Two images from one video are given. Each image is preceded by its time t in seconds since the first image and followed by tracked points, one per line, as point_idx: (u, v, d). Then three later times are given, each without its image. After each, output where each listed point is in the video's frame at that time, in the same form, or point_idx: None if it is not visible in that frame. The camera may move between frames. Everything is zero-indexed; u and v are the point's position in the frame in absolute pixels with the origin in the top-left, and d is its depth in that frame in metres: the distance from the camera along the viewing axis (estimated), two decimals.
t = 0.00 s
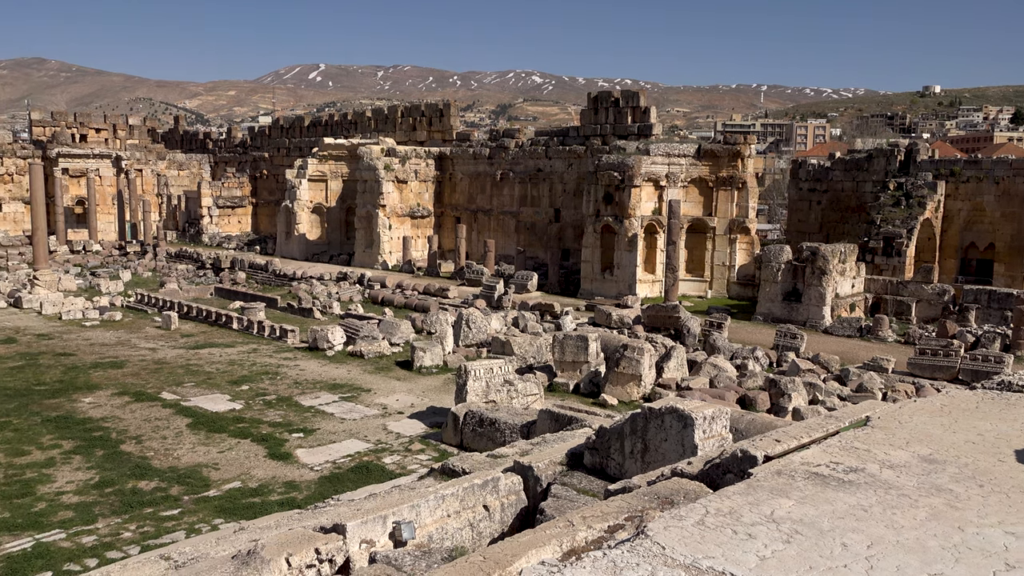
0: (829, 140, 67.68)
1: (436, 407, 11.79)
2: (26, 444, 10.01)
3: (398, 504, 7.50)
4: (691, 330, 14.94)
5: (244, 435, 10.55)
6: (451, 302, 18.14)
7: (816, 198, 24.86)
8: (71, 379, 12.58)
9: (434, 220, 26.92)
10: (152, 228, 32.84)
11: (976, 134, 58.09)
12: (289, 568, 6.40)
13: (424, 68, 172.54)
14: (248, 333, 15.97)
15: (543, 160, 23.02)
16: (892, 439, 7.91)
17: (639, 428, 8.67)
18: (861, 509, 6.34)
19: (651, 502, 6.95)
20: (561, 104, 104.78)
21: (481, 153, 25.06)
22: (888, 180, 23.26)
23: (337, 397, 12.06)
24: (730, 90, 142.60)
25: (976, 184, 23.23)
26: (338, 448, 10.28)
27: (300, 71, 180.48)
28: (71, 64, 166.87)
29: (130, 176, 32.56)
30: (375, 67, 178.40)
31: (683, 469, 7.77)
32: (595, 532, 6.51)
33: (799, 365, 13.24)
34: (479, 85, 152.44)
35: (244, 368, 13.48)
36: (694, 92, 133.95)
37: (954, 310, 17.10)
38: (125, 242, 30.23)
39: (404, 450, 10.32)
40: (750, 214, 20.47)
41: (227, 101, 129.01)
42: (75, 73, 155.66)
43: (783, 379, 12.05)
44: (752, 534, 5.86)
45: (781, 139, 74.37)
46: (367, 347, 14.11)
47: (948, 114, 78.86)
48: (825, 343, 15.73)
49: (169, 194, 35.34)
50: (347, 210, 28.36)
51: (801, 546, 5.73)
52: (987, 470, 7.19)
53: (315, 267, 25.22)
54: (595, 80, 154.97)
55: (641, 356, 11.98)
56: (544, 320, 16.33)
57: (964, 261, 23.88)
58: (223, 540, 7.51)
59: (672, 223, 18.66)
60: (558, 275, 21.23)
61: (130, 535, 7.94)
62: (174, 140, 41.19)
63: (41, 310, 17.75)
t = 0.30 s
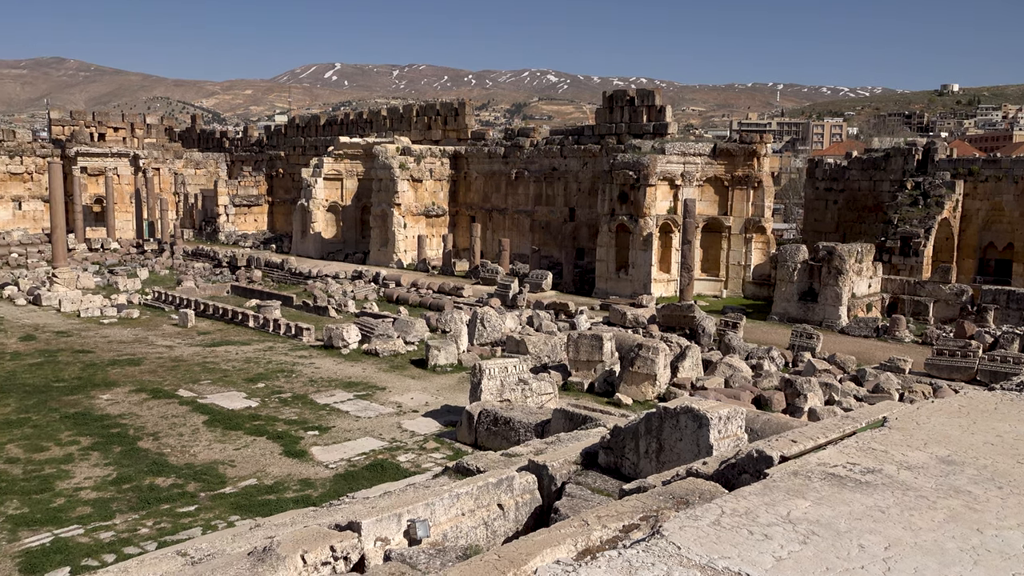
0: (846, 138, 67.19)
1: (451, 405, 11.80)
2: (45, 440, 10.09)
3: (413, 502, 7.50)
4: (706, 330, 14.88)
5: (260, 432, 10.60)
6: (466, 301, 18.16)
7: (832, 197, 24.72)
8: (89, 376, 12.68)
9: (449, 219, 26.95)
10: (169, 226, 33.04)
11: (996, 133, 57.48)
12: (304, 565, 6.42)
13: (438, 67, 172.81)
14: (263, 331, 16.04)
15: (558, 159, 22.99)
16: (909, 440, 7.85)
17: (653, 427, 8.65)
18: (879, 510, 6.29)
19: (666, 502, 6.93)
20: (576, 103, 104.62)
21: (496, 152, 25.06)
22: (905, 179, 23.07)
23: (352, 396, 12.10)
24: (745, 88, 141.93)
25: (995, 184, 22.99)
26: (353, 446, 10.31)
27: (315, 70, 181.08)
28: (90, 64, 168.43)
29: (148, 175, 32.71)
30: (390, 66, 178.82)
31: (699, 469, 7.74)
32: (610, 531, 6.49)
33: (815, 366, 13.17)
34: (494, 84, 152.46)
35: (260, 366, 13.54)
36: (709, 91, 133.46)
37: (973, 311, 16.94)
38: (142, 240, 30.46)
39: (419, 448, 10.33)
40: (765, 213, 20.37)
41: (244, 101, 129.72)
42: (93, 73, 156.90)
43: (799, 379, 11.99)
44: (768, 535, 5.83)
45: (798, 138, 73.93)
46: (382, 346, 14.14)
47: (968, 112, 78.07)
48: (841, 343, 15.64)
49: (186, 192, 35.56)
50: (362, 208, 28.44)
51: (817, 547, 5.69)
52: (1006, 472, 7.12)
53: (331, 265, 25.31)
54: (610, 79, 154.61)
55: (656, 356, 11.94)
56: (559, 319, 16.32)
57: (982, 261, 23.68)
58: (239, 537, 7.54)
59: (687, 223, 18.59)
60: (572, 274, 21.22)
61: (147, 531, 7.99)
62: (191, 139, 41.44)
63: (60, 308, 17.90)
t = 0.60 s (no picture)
0: (865, 137, 66.65)
1: (467, 404, 11.81)
2: (66, 436, 10.19)
3: (430, 500, 7.51)
4: (723, 330, 14.82)
5: (278, 430, 10.65)
6: (482, 300, 18.18)
7: (851, 196, 24.55)
8: (109, 373, 12.79)
9: (466, 218, 26.98)
10: (188, 224, 33.28)
11: (1018, 132, 56.79)
12: (321, 562, 6.45)
13: (456, 66, 173.23)
14: (281, 329, 16.13)
15: (575, 157, 22.96)
16: (929, 442, 7.78)
17: (670, 427, 8.61)
18: (898, 512, 6.23)
19: (683, 502, 6.91)
20: (593, 102, 104.40)
21: (513, 151, 25.06)
22: (925, 178, 22.87)
23: (369, 394, 12.14)
24: (763, 87, 141.15)
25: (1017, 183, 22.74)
26: (370, 444, 10.34)
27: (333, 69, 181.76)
28: (110, 63, 170.07)
29: (168, 173, 32.94)
30: (408, 66, 179.46)
31: (716, 470, 7.71)
32: (627, 531, 6.48)
33: (833, 366, 13.08)
34: (511, 83, 152.50)
35: (277, 363, 13.60)
36: (726, 89, 132.87)
37: (993, 311, 16.77)
38: (161, 239, 30.70)
39: (435, 447, 10.34)
40: (784, 213, 20.26)
41: (262, 100, 130.42)
42: (113, 72, 158.27)
43: (816, 379, 11.92)
44: (787, 536, 5.80)
45: (817, 137, 73.46)
46: (399, 344, 14.18)
47: (989, 111, 77.22)
48: (860, 344, 15.53)
49: (205, 191, 35.79)
50: (380, 207, 28.51)
51: (836, 549, 5.65)
52: None
53: (348, 263, 25.40)
54: (626, 78, 154.24)
55: (673, 355, 11.90)
56: (575, 318, 16.30)
57: (1003, 261, 23.44)
58: (257, 533, 7.59)
59: (705, 222, 18.52)
60: (589, 273, 21.21)
61: (166, 527, 8.05)
62: (210, 138, 41.70)
63: (80, 305, 18.07)
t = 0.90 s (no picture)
0: (887, 136, 66.02)
1: (485, 402, 11.81)
2: (88, 432, 10.29)
3: (447, 499, 7.52)
4: (742, 330, 14.73)
5: (297, 427, 10.71)
6: (500, 298, 18.18)
7: (873, 195, 24.33)
8: (131, 370, 12.91)
9: (484, 216, 27.00)
10: (209, 223, 33.52)
11: None
12: (340, 559, 6.48)
13: (474, 66, 173.48)
14: (301, 327, 16.20)
15: (593, 156, 22.92)
16: (952, 444, 7.69)
17: (689, 427, 8.57)
18: (920, 514, 6.17)
19: (702, 502, 6.87)
20: (611, 100, 104.23)
21: (532, 150, 25.04)
22: (948, 177, 22.62)
23: (387, 392, 12.17)
24: (783, 86, 140.19)
25: None
26: (388, 442, 10.37)
27: (352, 68, 182.41)
28: (132, 63, 171.65)
29: (189, 172, 33.20)
30: (427, 66, 179.89)
31: (735, 470, 7.66)
32: (645, 531, 6.46)
33: (854, 366, 12.97)
34: (529, 82, 152.43)
35: (296, 361, 13.67)
36: (745, 88, 132.17)
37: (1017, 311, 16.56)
38: (182, 237, 30.95)
39: (453, 445, 10.35)
40: (804, 212, 20.11)
41: (281, 99, 131.15)
42: (135, 72, 159.71)
43: (837, 380, 11.82)
44: (807, 537, 5.75)
45: (838, 136, 72.87)
46: (417, 342, 14.20)
47: (1014, 110, 76.21)
48: (881, 344, 15.39)
49: (226, 189, 36.03)
50: (398, 206, 28.59)
51: (857, 550, 5.60)
52: None
53: (367, 262, 25.47)
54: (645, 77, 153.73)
55: (691, 355, 11.85)
56: (593, 317, 16.26)
57: None
58: (277, 530, 7.63)
59: (725, 221, 18.42)
60: (608, 273, 21.17)
61: (186, 523, 8.11)
62: (231, 137, 41.98)
63: (103, 302, 18.25)
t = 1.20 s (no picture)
0: (910, 134, 65.34)
1: (504, 401, 11.81)
2: (111, 428, 10.39)
3: (466, 497, 7.52)
4: (762, 329, 14.62)
5: (316, 424, 10.75)
6: (519, 297, 18.17)
7: (895, 194, 24.12)
8: (153, 367, 13.03)
9: (504, 215, 27.02)
10: (229, 221, 33.77)
11: None
12: (359, 556, 6.50)
13: (494, 64, 173.73)
14: (320, 325, 16.28)
15: (613, 155, 22.87)
16: (977, 445, 7.59)
17: (709, 427, 8.52)
18: (944, 516, 6.09)
19: (722, 502, 6.83)
20: (630, 99, 103.94)
21: (551, 148, 25.01)
22: (972, 176, 22.26)
23: (406, 390, 12.20)
24: (804, 84, 139.14)
25: None
26: (407, 440, 10.39)
27: (372, 66, 183.00)
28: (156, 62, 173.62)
29: (210, 170, 33.46)
30: (447, 65, 180.47)
31: (755, 470, 7.61)
32: (665, 530, 6.43)
33: (876, 367, 12.84)
34: (549, 80, 152.35)
35: (316, 359, 13.74)
36: (766, 86, 131.30)
37: None
38: (203, 235, 31.19)
39: (471, 443, 10.36)
40: (826, 211, 19.94)
41: (301, 97, 131.86)
42: (159, 71, 161.32)
43: (858, 380, 11.71)
44: (828, 539, 5.70)
45: (860, 135, 72.19)
46: (436, 341, 14.23)
47: None
48: (904, 344, 15.23)
49: (247, 188, 36.27)
50: (417, 205, 28.64)
51: (879, 553, 5.54)
52: None
53: (386, 260, 25.56)
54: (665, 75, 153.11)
55: (711, 354, 11.78)
56: (613, 316, 16.22)
57: None
58: (297, 526, 7.67)
59: (745, 220, 18.32)
60: (626, 271, 21.11)
61: (207, 519, 8.16)
62: (252, 136, 42.26)
63: (125, 299, 18.42)
